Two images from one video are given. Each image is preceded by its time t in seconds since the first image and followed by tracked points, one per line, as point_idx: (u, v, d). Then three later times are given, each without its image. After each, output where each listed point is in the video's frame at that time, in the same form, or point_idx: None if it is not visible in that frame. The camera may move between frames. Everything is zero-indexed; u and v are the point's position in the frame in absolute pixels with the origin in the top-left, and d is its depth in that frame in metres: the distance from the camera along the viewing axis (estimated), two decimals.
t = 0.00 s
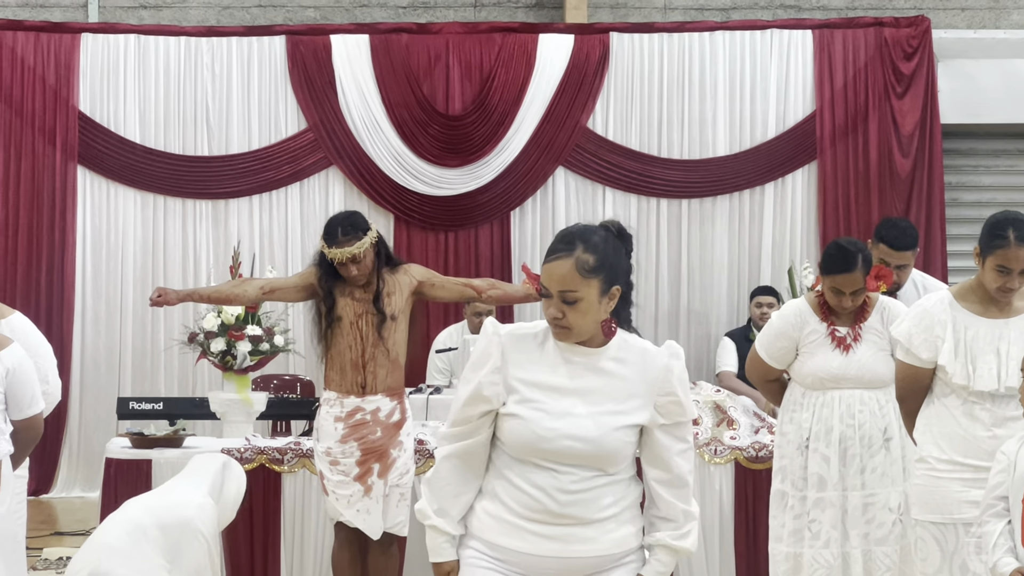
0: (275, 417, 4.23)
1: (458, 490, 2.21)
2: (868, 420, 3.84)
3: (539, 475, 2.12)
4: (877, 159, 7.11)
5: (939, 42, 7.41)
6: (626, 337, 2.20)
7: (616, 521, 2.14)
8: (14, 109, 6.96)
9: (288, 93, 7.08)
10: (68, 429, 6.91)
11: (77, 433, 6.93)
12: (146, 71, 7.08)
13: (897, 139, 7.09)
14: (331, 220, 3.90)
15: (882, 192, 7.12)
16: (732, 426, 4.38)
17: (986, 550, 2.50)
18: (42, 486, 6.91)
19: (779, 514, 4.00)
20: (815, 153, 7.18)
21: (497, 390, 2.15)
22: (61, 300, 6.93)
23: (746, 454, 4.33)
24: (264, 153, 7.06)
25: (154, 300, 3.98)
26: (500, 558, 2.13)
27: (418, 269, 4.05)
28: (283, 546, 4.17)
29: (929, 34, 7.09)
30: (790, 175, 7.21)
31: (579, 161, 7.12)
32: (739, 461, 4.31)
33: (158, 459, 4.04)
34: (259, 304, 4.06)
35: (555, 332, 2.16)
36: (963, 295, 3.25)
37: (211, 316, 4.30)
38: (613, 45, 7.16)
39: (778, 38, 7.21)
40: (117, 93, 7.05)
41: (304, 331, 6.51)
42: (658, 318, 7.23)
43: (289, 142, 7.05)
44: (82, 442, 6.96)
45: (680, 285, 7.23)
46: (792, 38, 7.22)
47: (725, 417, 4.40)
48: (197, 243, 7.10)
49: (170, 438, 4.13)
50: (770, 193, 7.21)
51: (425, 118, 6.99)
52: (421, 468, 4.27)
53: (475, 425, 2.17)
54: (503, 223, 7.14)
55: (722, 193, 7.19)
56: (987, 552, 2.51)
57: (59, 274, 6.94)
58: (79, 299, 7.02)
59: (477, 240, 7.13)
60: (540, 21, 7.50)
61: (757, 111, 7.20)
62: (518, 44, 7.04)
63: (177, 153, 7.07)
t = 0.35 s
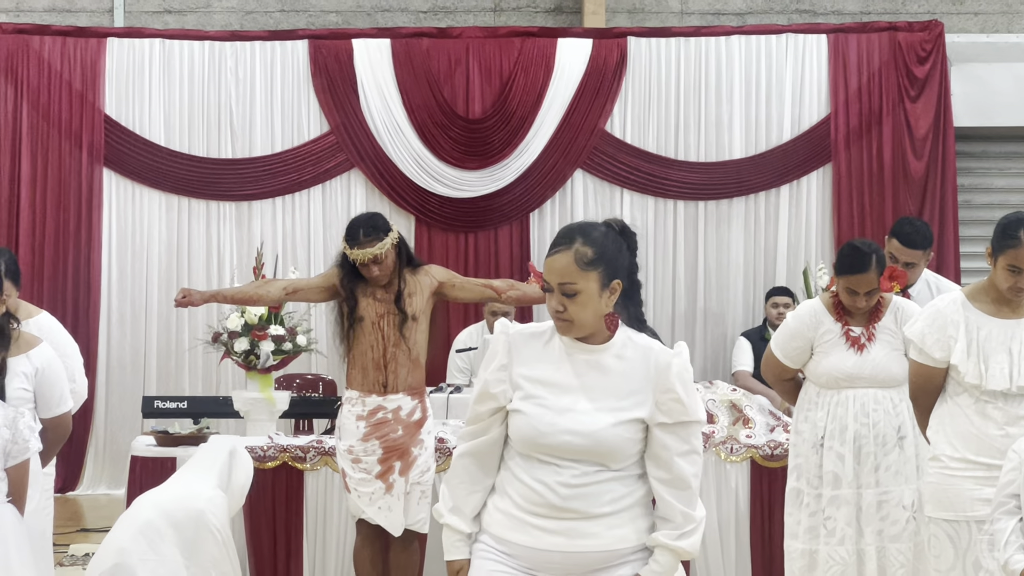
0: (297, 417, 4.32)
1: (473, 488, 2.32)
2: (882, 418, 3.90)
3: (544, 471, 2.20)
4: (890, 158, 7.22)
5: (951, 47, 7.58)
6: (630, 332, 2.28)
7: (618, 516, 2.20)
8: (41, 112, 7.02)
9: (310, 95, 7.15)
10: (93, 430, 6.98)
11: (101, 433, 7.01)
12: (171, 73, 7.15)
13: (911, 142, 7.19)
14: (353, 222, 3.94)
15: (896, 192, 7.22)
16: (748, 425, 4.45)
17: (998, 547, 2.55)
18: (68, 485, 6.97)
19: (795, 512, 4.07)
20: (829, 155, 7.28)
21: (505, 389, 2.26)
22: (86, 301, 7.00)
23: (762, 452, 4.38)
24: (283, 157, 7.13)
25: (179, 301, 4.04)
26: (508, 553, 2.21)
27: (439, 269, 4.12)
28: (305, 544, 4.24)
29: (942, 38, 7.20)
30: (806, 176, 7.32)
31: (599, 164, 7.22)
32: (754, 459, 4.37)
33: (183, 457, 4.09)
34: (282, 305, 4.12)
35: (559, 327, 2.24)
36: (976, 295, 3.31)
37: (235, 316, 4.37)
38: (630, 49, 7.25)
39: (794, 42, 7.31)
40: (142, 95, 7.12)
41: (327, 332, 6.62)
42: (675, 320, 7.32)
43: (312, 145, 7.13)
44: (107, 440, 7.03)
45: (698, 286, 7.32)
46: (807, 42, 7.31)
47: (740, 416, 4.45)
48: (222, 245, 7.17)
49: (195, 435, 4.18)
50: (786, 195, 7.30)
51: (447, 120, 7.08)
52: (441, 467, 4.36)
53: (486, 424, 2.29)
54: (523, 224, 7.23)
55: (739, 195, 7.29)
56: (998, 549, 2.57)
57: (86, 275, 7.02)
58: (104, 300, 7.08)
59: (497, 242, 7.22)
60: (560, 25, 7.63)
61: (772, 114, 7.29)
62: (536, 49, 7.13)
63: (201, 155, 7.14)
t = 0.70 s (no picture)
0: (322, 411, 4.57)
1: (461, 485, 2.43)
2: (883, 413, 4.07)
3: (524, 463, 2.29)
4: (892, 173, 7.82)
5: (952, 56, 8.35)
6: (603, 326, 2.36)
7: (595, 505, 2.28)
8: (77, 120, 7.68)
9: (334, 102, 7.83)
10: (128, 419, 7.66)
11: (135, 424, 7.67)
12: (201, 82, 7.84)
13: (912, 149, 7.79)
14: (375, 225, 4.10)
15: (898, 199, 7.83)
16: (754, 420, 4.60)
17: (996, 537, 2.71)
18: (103, 478, 7.67)
19: (799, 503, 4.24)
20: (834, 161, 7.91)
21: (485, 385, 2.36)
22: (121, 295, 7.66)
23: (768, 445, 4.54)
24: (313, 161, 7.79)
25: (209, 300, 4.21)
26: (492, 545, 2.31)
27: (458, 271, 4.27)
28: (330, 531, 4.43)
29: (941, 49, 7.79)
30: (807, 182, 7.96)
31: (612, 169, 7.88)
32: (761, 452, 4.53)
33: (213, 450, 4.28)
34: (309, 304, 4.32)
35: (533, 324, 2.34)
36: (972, 295, 3.48)
37: (262, 315, 4.57)
38: (642, 59, 7.90)
39: (799, 52, 7.96)
40: (173, 103, 7.81)
41: (351, 330, 6.98)
42: (684, 319, 7.99)
43: (337, 150, 7.80)
44: (139, 433, 7.69)
45: (706, 287, 7.98)
46: (811, 53, 7.96)
47: (748, 410, 4.62)
48: (249, 247, 7.85)
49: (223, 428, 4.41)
50: (790, 199, 7.95)
51: (466, 128, 7.73)
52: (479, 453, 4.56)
53: (471, 421, 2.40)
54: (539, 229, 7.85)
55: (744, 199, 7.95)
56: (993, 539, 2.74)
57: (120, 271, 7.67)
58: (138, 299, 7.75)
59: (514, 242, 7.85)
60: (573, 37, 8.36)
61: (777, 121, 7.96)
62: (553, 58, 7.77)
63: (230, 160, 7.83)
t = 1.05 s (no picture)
0: (340, 407, 4.63)
1: (429, 486, 2.51)
2: (889, 410, 4.15)
3: (483, 459, 2.38)
4: (900, 165, 8.02)
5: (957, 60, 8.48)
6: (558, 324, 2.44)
7: (555, 498, 2.37)
8: (100, 122, 7.91)
9: (353, 107, 8.04)
10: (151, 414, 7.90)
11: (159, 419, 7.91)
12: (221, 85, 8.06)
13: (919, 151, 8.00)
14: (393, 225, 4.15)
15: (904, 199, 8.01)
16: (764, 416, 4.68)
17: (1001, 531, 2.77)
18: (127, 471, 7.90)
19: (807, 498, 4.33)
20: (840, 163, 8.11)
21: (447, 386, 2.44)
22: (144, 292, 7.89)
23: (777, 442, 4.62)
24: (330, 163, 8.02)
25: (230, 299, 4.31)
26: (459, 540, 2.40)
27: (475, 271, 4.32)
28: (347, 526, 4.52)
29: (947, 53, 8.04)
30: (817, 184, 8.16)
31: (623, 171, 8.07)
32: (770, 449, 4.61)
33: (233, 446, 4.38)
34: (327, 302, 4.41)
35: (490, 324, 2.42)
36: (977, 295, 3.57)
37: (281, 314, 4.67)
38: (653, 63, 8.11)
39: (808, 56, 8.16)
40: (195, 106, 8.03)
41: (368, 327, 7.15)
42: (695, 319, 8.20)
43: (354, 152, 8.01)
44: (161, 429, 7.91)
45: (715, 285, 8.18)
46: (820, 57, 8.16)
47: (757, 408, 4.70)
48: (269, 246, 8.08)
49: (244, 425, 4.49)
50: (798, 202, 8.16)
51: (481, 131, 7.93)
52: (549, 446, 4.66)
53: (436, 423, 2.48)
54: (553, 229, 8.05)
55: (755, 200, 8.14)
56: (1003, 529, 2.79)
57: (143, 269, 7.91)
58: (160, 296, 8.00)
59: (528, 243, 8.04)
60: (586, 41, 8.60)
61: (785, 124, 8.15)
62: (566, 62, 7.97)
63: (250, 162, 8.05)
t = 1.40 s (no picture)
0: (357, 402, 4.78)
1: (416, 484, 2.55)
2: (890, 405, 4.29)
3: (462, 452, 2.43)
4: (901, 171, 8.22)
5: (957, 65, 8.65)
6: (530, 316, 2.46)
7: (535, 487, 2.41)
8: (125, 125, 8.13)
9: (370, 109, 8.25)
10: (172, 410, 8.09)
11: (180, 415, 8.10)
12: (241, 88, 8.26)
13: (920, 153, 8.21)
14: (410, 224, 4.25)
15: (905, 200, 8.21)
16: (769, 411, 4.81)
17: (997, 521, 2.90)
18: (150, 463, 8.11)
19: (809, 490, 4.46)
20: (845, 165, 8.30)
21: (426, 385, 2.49)
22: (166, 289, 8.10)
23: (781, 436, 4.76)
24: (349, 164, 8.22)
25: (251, 296, 4.43)
26: (445, 533, 2.45)
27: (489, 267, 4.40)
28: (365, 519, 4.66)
29: (947, 58, 8.25)
30: (823, 184, 8.34)
31: (632, 172, 8.25)
32: (775, 442, 4.75)
33: (253, 438, 4.52)
34: (346, 300, 4.55)
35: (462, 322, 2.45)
36: (976, 293, 3.70)
37: (300, 311, 4.79)
38: (662, 68, 8.31)
39: (812, 61, 8.37)
40: (216, 109, 8.23)
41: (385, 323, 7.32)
42: (702, 315, 8.35)
43: (372, 154, 8.22)
44: (184, 423, 8.10)
45: (723, 283, 8.34)
46: (824, 62, 8.37)
47: (762, 402, 4.81)
48: (291, 245, 8.23)
49: (263, 420, 4.60)
50: (802, 201, 8.34)
51: (495, 134, 8.14)
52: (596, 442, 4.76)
53: (418, 421, 2.53)
54: (564, 228, 8.25)
55: (761, 201, 8.32)
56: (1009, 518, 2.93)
57: (165, 268, 8.11)
58: (182, 293, 8.18)
59: (541, 243, 8.24)
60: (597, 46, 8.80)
61: (791, 126, 8.35)
62: (577, 67, 8.18)
63: (270, 163, 8.25)
